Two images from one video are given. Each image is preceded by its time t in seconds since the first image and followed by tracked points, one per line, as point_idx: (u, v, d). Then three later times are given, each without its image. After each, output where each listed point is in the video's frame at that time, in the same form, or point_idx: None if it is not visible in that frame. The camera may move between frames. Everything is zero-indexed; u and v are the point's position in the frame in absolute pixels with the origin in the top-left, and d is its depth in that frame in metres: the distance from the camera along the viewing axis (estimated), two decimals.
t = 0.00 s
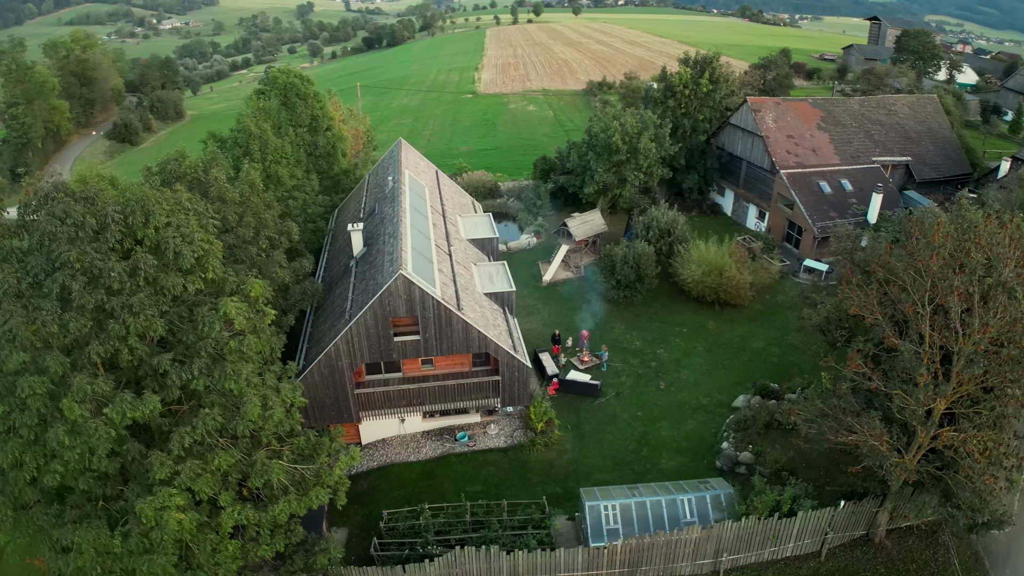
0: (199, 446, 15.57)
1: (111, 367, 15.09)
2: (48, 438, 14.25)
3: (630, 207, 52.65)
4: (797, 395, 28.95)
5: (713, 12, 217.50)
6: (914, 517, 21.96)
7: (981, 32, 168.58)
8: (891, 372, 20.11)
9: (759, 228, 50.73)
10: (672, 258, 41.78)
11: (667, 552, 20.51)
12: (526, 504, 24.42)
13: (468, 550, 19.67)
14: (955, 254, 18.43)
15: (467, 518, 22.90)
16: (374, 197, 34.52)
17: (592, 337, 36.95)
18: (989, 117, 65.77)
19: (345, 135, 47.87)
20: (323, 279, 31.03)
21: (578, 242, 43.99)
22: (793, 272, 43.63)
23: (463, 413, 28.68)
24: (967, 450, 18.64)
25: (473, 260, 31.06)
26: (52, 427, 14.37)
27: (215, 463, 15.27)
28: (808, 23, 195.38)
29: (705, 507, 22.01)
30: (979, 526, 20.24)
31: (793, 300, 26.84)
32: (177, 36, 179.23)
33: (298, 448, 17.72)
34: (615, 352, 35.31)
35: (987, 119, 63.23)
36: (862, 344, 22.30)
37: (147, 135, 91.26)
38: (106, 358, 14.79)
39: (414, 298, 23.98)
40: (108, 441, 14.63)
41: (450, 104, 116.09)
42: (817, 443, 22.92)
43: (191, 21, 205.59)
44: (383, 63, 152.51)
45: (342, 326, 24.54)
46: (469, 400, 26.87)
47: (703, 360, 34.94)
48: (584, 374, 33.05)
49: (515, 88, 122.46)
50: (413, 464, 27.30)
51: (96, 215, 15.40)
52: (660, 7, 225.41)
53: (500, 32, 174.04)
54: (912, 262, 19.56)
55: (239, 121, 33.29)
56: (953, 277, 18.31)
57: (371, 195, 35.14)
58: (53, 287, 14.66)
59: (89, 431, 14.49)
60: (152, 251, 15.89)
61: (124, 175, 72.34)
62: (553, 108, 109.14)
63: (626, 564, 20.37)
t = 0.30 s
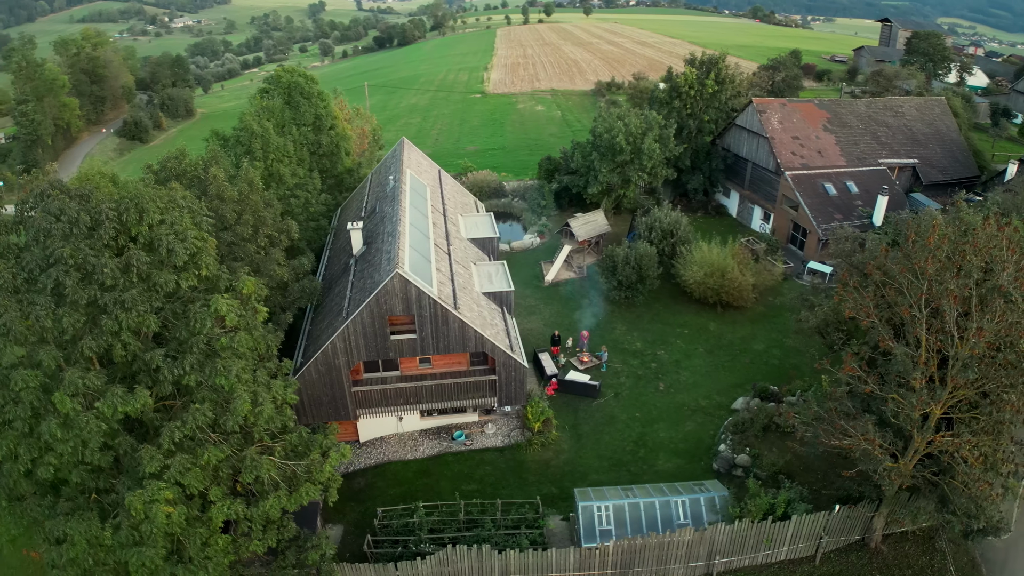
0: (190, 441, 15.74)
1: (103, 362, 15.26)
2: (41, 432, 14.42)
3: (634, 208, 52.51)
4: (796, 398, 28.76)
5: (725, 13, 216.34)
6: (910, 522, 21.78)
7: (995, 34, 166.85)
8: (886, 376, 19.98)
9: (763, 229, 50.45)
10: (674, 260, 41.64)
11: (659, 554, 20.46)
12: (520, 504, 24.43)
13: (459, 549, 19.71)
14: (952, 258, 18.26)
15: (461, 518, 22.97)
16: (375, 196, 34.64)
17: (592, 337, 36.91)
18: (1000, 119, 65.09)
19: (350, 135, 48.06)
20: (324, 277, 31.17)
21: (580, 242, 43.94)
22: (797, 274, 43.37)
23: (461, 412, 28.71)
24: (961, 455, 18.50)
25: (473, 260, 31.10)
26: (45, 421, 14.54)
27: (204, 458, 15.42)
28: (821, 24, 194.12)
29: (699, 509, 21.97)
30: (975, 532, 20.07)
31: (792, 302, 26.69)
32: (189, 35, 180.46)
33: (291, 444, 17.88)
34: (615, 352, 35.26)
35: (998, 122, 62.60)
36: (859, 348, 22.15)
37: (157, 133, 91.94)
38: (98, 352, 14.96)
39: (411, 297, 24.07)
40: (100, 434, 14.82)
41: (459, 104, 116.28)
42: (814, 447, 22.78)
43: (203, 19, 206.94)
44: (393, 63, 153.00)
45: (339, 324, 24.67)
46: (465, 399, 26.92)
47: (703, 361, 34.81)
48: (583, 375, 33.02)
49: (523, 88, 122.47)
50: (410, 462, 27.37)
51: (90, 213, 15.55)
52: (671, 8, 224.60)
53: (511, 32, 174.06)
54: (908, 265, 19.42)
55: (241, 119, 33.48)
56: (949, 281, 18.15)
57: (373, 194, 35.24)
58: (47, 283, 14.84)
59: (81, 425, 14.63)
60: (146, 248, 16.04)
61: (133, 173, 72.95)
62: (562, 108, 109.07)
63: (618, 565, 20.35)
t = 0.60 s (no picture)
0: (180, 436, 15.90)
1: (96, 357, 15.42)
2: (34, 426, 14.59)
3: (638, 208, 52.37)
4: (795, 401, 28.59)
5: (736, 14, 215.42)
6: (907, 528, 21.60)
7: (1009, 37, 165.20)
8: (881, 379, 19.85)
9: (768, 231, 50.18)
10: (677, 261, 41.52)
11: (652, 556, 20.42)
12: (514, 504, 24.47)
13: (450, 548, 19.74)
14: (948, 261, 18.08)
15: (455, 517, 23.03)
16: (376, 195, 34.76)
17: (592, 337, 36.89)
18: (1010, 123, 64.48)
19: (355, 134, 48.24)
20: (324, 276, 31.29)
21: (583, 243, 43.87)
22: (800, 277, 43.12)
23: (458, 412, 28.70)
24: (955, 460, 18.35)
25: (472, 260, 31.13)
26: (38, 414, 14.70)
27: (194, 453, 15.57)
28: (832, 26, 193.03)
29: (692, 511, 21.93)
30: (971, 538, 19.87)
31: (791, 305, 26.53)
32: (200, 33, 181.64)
33: (282, 441, 17.99)
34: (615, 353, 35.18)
35: (1007, 125, 62.03)
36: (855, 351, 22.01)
37: (167, 131, 92.55)
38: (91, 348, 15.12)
39: (407, 296, 24.13)
40: (92, 428, 15.00)
41: (467, 104, 116.45)
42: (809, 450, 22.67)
43: (215, 18, 208.16)
44: (403, 63, 153.38)
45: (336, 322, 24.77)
46: (461, 398, 26.94)
47: (703, 363, 34.69)
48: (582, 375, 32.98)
49: (532, 88, 122.48)
50: (406, 461, 27.44)
51: (84, 210, 15.68)
52: (683, 8, 223.91)
53: (521, 32, 174.11)
54: (904, 267, 19.27)
55: (244, 118, 33.67)
56: (945, 284, 17.98)
57: (374, 193, 35.37)
58: (41, 279, 15.02)
59: (73, 419, 14.78)
60: (139, 245, 16.17)
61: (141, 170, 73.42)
62: (570, 108, 108.99)
63: (610, 566, 20.32)
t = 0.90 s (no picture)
0: (172, 430, 16.10)
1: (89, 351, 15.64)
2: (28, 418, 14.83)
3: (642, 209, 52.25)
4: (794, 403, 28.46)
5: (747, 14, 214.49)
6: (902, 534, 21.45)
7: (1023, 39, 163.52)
8: (876, 383, 19.74)
9: (773, 233, 49.92)
10: (679, 262, 41.40)
11: (643, 557, 20.39)
12: (508, 503, 24.54)
13: (442, 546, 19.81)
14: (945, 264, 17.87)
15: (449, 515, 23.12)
16: (378, 194, 34.90)
17: (593, 338, 36.87)
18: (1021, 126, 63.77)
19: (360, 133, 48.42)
20: (324, 274, 31.46)
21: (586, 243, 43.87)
22: (804, 279, 42.87)
23: (456, 411, 28.78)
24: (949, 466, 18.20)
25: (472, 259, 31.17)
26: (32, 407, 14.91)
27: (185, 448, 15.75)
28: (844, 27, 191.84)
29: (686, 513, 21.92)
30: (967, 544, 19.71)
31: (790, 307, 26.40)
32: (212, 32, 183.10)
33: (275, 437, 18.15)
34: (615, 354, 35.14)
35: (1017, 128, 61.41)
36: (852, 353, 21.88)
37: (177, 129, 93.29)
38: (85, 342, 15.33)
39: (403, 294, 24.21)
40: (84, 422, 15.18)
41: (476, 104, 116.74)
42: (805, 453, 22.59)
43: (227, 16, 209.54)
44: (412, 62, 153.86)
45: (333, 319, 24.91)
46: (459, 397, 26.98)
47: (704, 365, 34.58)
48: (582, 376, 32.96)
49: (541, 88, 122.51)
50: (404, 458, 27.53)
51: (79, 207, 15.81)
52: (693, 9, 223.30)
53: (531, 32, 174.18)
54: (900, 270, 19.12)
55: (247, 117, 33.89)
56: (941, 287, 17.80)
57: (377, 192, 35.50)
58: (37, 275, 15.22)
59: (66, 411, 14.96)
60: (133, 242, 16.33)
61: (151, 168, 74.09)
62: (578, 109, 109.00)
63: (601, 567, 20.31)
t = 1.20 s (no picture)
0: (165, 424, 16.27)
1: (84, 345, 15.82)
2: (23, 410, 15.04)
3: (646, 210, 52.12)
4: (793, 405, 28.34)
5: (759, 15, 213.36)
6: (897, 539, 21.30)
7: None
8: (870, 386, 19.64)
9: (778, 235, 49.68)
10: (682, 263, 41.31)
11: (635, 558, 20.40)
12: (502, 502, 24.62)
13: (434, 543, 19.88)
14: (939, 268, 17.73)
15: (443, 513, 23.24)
16: (379, 193, 35.04)
17: (593, 338, 36.89)
18: None
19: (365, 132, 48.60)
20: (324, 272, 31.64)
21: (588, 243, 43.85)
22: (808, 281, 42.64)
23: (453, 409, 28.86)
24: (942, 471, 18.07)
25: (472, 258, 31.24)
26: (26, 400, 15.10)
27: (177, 441, 15.93)
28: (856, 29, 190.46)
29: (679, 514, 21.92)
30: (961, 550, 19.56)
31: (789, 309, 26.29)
32: (224, 30, 184.38)
33: (268, 433, 18.32)
34: (615, 355, 35.10)
35: None
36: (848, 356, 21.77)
37: (186, 127, 93.93)
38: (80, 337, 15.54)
39: (400, 292, 24.33)
40: (78, 414, 15.39)
41: (485, 103, 116.91)
42: (800, 456, 22.52)
43: (239, 15, 210.78)
44: (422, 61, 154.24)
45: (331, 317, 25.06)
46: (455, 395, 27.04)
47: (704, 366, 34.48)
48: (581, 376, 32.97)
49: (550, 88, 122.47)
50: (401, 456, 27.62)
51: (74, 203, 15.96)
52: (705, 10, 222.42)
53: (541, 32, 174.13)
54: (896, 273, 18.98)
55: (250, 115, 34.10)
56: (935, 290, 17.66)
57: (379, 191, 35.65)
58: (32, 270, 15.41)
59: (59, 404, 15.14)
60: (128, 238, 16.48)
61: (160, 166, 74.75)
62: (587, 109, 108.90)
63: (593, 567, 20.33)
